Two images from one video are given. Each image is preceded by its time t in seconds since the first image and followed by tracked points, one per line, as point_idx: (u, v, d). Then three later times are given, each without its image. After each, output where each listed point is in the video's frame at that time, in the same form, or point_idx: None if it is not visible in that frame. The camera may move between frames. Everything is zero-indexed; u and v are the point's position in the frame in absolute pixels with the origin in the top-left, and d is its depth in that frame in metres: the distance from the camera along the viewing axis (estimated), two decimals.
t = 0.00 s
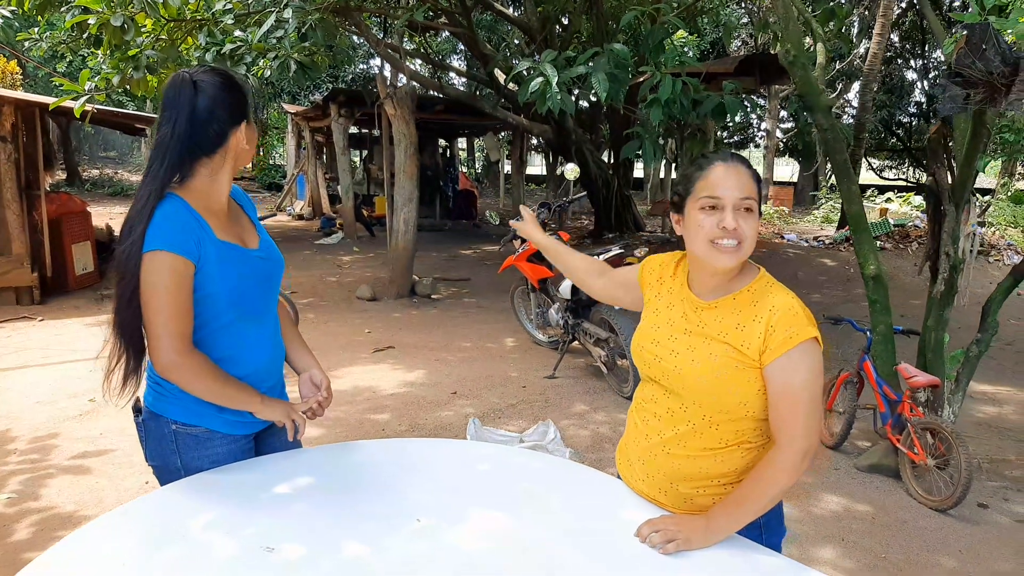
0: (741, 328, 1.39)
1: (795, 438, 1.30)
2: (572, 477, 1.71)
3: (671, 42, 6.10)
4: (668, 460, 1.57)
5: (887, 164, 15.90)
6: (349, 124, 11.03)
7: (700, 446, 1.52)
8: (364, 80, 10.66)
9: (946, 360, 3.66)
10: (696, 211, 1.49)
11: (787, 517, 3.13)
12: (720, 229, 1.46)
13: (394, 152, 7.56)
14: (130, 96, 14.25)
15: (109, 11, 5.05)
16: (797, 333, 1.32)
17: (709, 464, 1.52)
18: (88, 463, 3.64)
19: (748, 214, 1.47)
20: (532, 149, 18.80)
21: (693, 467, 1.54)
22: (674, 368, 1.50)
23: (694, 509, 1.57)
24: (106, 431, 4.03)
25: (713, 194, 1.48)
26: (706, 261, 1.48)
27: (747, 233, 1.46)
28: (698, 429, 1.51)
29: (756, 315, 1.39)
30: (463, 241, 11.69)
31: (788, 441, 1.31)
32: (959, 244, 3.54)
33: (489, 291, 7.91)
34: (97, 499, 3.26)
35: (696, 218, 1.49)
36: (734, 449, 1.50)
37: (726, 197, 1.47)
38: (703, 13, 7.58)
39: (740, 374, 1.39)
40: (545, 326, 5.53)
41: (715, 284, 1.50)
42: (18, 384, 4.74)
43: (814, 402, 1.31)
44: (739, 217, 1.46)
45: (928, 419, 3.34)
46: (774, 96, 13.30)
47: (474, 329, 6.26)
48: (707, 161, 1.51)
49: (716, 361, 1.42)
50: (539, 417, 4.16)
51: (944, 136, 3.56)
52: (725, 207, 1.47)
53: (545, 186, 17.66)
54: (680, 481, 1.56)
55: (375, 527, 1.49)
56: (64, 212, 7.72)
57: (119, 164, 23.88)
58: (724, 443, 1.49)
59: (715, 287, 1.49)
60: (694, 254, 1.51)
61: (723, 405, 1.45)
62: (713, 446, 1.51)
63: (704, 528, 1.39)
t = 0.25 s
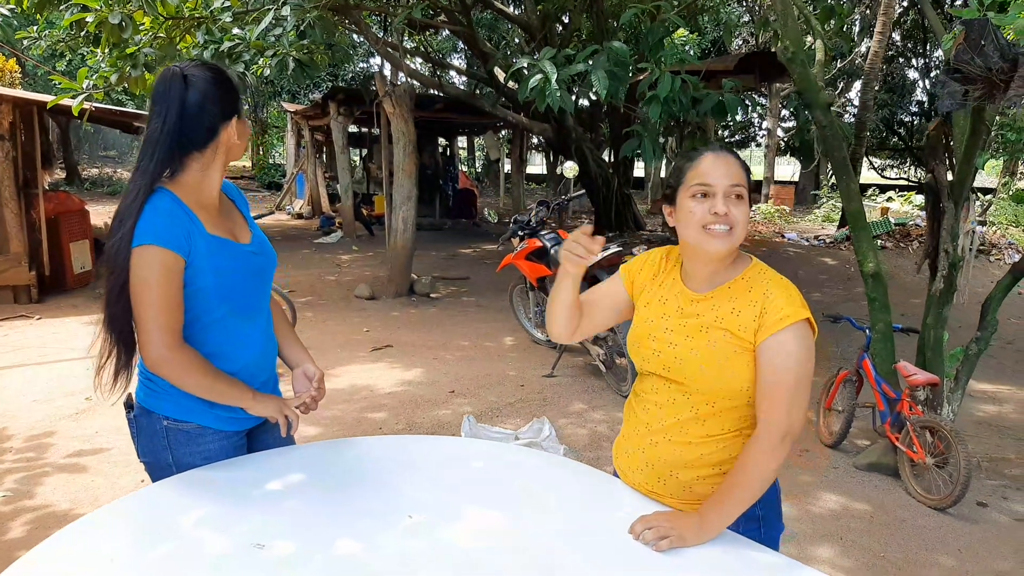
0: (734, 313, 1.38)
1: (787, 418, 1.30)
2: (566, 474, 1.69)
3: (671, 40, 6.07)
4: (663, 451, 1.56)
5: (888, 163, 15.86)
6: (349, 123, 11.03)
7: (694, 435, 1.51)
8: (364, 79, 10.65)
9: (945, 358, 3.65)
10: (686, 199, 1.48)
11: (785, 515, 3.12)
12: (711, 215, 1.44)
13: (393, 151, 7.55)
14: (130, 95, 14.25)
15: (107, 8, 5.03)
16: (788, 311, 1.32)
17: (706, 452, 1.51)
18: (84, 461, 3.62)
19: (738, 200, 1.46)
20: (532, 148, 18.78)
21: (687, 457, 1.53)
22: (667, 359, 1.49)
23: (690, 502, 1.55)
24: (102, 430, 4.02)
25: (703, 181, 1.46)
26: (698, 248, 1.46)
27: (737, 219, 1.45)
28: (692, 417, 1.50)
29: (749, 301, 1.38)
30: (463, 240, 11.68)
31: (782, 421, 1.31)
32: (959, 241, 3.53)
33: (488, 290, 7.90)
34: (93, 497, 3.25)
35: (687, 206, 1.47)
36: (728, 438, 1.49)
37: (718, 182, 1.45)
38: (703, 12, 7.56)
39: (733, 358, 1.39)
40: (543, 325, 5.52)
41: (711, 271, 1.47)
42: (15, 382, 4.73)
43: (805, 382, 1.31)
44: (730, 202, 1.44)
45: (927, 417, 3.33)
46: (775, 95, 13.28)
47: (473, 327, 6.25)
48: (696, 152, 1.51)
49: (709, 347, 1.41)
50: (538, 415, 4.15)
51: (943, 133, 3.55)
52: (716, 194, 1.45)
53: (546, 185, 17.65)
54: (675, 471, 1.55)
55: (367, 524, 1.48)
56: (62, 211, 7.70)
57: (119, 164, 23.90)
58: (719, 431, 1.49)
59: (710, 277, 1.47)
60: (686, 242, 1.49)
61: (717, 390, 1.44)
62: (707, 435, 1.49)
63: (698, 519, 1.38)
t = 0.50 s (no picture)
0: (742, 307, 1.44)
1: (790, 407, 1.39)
2: (564, 471, 1.68)
3: (672, 39, 6.06)
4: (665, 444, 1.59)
5: (889, 162, 15.84)
6: (349, 121, 11.02)
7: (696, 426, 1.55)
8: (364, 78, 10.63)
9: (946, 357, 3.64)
10: (699, 193, 1.49)
11: (786, 514, 3.11)
12: (729, 208, 1.47)
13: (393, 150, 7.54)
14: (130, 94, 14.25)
15: (106, 7, 5.01)
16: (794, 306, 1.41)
17: (708, 444, 1.55)
18: (83, 459, 3.62)
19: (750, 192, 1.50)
20: (533, 147, 18.76)
21: (689, 447, 1.56)
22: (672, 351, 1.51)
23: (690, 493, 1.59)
24: (100, 428, 4.01)
25: (717, 176, 1.48)
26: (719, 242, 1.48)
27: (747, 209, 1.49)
28: (694, 410, 1.55)
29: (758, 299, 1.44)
30: (463, 239, 11.67)
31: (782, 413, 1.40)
32: (959, 239, 3.52)
33: (489, 289, 7.89)
34: (91, 495, 3.24)
35: (699, 200, 1.48)
36: (726, 430, 1.54)
37: (730, 176, 1.48)
38: (703, 10, 7.54)
39: (740, 350, 1.44)
40: (543, 324, 5.51)
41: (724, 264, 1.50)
42: (14, 380, 4.73)
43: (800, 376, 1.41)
44: (744, 193, 1.48)
45: (929, 416, 3.31)
46: (775, 94, 13.27)
47: (473, 327, 6.24)
48: (701, 149, 1.53)
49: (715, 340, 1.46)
50: (538, 414, 4.14)
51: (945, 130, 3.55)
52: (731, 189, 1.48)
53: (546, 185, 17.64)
54: (676, 462, 1.59)
55: (365, 521, 1.46)
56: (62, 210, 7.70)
57: (119, 163, 23.90)
58: (720, 423, 1.53)
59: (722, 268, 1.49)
60: (700, 237, 1.50)
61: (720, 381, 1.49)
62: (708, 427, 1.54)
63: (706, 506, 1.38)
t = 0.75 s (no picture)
0: (749, 304, 1.60)
1: (796, 380, 1.65)
2: (565, 470, 1.68)
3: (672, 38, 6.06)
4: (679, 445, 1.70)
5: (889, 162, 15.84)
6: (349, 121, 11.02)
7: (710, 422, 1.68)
8: (364, 78, 10.64)
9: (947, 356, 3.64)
10: (748, 188, 1.59)
11: (787, 514, 3.10)
12: (767, 211, 1.62)
13: (394, 149, 7.55)
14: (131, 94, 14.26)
15: (107, 6, 5.01)
16: (791, 295, 1.61)
17: (725, 437, 1.69)
18: (84, 459, 3.62)
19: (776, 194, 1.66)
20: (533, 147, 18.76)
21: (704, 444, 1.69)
22: (680, 354, 1.62)
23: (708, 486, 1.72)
24: (101, 428, 4.01)
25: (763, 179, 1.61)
26: (752, 237, 1.61)
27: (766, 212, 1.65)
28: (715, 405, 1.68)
29: (763, 294, 1.62)
30: (463, 239, 11.67)
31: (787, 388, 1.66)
32: (961, 238, 3.53)
33: (489, 289, 7.90)
34: (92, 494, 3.24)
35: (748, 195, 1.59)
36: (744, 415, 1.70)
37: (768, 177, 1.62)
38: (704, 10, 7.54)
39: (753, 340, 1.61)
40: (544, 323, 5.51)
41: (727, 261, 1.65)
42: (15, 380, 4.73)
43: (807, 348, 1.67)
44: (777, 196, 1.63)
45: (930, 415, 3.31)
46: (776, 94, 13.27)
47: (474, 326, 6.24)
48: (746, 146, 1.62)
49: (731, 338, 1.60)
50: (538, 413, 4.14)
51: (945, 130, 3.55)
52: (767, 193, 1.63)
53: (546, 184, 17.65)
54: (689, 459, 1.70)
55: (367, 520, 1.46)
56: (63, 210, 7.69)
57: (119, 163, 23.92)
58: (731, 417, 1.69)
59: (717, 263, 1.64)
60: (735, 230, 1.60)
61: (733, 374, 1.64)
62: (721, 422, 1.68)
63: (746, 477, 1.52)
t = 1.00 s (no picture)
0: (727, 297, 1.65)
1: (779, 364, 1.72)
2: (563, 471, 1.67)
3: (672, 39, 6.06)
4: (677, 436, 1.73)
5: (889, 162, 15.84)
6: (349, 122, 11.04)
7: (706, 413, 1.71)
8: (364, 78, 10.64)
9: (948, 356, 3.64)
10: (719, 200, 1.63)
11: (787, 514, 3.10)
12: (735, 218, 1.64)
13: (394, 150, 7.55)
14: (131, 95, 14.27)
15: (107, 7, 5.02)
16: (766, 282, 1.66)
17: (722, 425, 1.72)
18: (84, 459, 3.62)
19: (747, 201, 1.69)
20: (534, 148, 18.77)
21: (702, 433, 1.72)
22: (669, 352, 1.64)
23: (711, 473, 1.75)
24: (101, 428, 4.01)
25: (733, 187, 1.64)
26: (719, 245, 1.64)
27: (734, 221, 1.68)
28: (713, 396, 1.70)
29: (741, 287, 1.66)
30: (464, 239, 11.67)
31: (773, 371, 1.74)
32: (962, 238, 3.53)
33: (489, 289, 7.90)
34: (91, 494, 3.24)
35: (720, 206, 1.62)
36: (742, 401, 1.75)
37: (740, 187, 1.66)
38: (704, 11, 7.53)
39: (738, 332, 1.65)
40: (544, 323, 5.51)
41: (699, 264, 1.67)
42: (15, 380, 4.73)
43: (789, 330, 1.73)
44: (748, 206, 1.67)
45: (930, 416, 3.31)
46: (776, 95, 13.28)
47: (474, 327, 6.24)
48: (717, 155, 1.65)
49: (717, 332, 1.64)
50: (538, 414, 4.14)
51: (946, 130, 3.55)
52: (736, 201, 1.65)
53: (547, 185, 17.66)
54: (689, 447, 1.73)
55: (367, 520, 1.46)
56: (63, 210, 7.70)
57: (120, 163, 23.94)
58: (724, 405, 1.72)
59: (697, 269, 1.68)
60: (704, 239, 1.64)
61: (722, 365, 1.67)
62: (717, 410, 1.71)
63: (796, 473, 1.72)
